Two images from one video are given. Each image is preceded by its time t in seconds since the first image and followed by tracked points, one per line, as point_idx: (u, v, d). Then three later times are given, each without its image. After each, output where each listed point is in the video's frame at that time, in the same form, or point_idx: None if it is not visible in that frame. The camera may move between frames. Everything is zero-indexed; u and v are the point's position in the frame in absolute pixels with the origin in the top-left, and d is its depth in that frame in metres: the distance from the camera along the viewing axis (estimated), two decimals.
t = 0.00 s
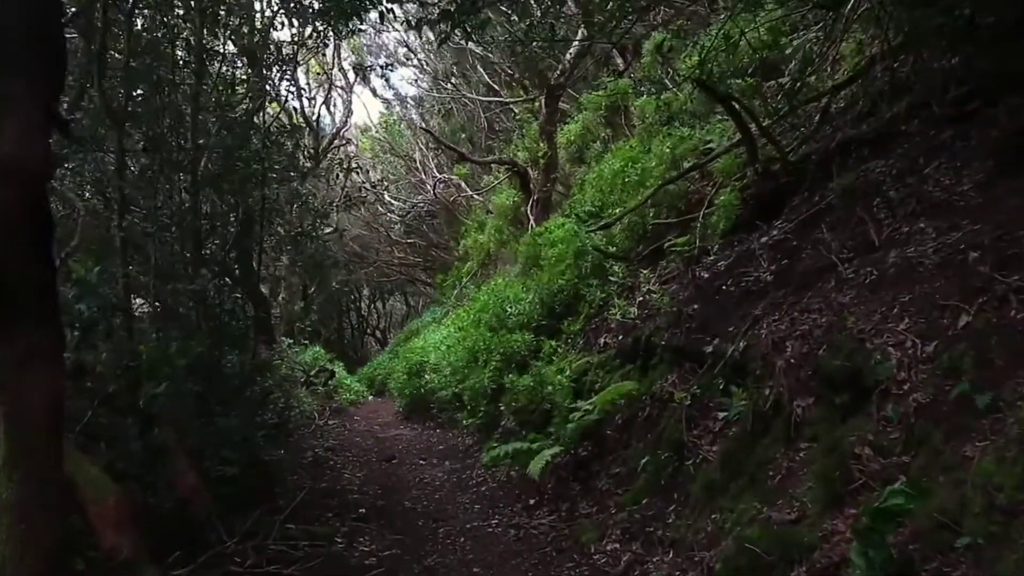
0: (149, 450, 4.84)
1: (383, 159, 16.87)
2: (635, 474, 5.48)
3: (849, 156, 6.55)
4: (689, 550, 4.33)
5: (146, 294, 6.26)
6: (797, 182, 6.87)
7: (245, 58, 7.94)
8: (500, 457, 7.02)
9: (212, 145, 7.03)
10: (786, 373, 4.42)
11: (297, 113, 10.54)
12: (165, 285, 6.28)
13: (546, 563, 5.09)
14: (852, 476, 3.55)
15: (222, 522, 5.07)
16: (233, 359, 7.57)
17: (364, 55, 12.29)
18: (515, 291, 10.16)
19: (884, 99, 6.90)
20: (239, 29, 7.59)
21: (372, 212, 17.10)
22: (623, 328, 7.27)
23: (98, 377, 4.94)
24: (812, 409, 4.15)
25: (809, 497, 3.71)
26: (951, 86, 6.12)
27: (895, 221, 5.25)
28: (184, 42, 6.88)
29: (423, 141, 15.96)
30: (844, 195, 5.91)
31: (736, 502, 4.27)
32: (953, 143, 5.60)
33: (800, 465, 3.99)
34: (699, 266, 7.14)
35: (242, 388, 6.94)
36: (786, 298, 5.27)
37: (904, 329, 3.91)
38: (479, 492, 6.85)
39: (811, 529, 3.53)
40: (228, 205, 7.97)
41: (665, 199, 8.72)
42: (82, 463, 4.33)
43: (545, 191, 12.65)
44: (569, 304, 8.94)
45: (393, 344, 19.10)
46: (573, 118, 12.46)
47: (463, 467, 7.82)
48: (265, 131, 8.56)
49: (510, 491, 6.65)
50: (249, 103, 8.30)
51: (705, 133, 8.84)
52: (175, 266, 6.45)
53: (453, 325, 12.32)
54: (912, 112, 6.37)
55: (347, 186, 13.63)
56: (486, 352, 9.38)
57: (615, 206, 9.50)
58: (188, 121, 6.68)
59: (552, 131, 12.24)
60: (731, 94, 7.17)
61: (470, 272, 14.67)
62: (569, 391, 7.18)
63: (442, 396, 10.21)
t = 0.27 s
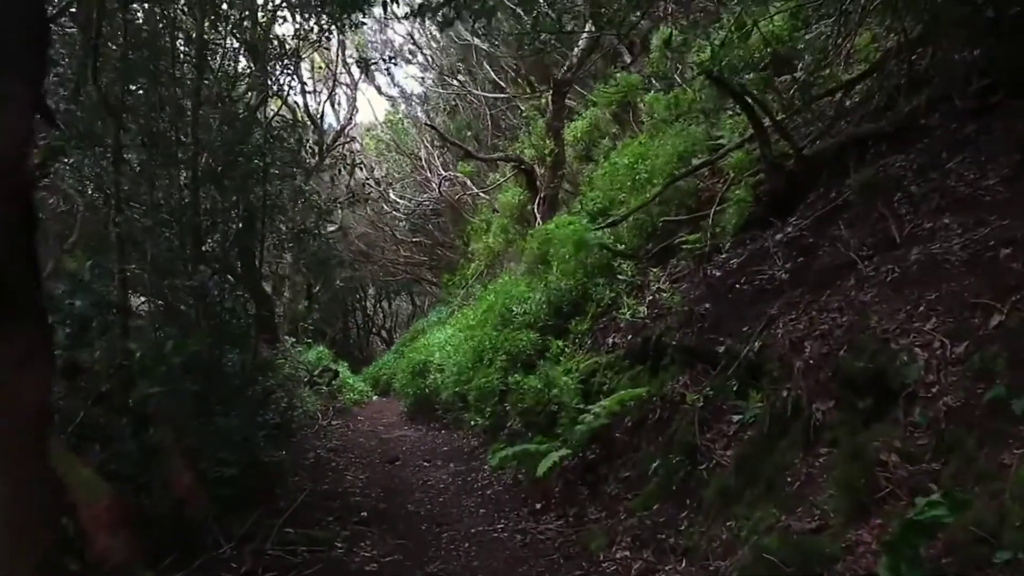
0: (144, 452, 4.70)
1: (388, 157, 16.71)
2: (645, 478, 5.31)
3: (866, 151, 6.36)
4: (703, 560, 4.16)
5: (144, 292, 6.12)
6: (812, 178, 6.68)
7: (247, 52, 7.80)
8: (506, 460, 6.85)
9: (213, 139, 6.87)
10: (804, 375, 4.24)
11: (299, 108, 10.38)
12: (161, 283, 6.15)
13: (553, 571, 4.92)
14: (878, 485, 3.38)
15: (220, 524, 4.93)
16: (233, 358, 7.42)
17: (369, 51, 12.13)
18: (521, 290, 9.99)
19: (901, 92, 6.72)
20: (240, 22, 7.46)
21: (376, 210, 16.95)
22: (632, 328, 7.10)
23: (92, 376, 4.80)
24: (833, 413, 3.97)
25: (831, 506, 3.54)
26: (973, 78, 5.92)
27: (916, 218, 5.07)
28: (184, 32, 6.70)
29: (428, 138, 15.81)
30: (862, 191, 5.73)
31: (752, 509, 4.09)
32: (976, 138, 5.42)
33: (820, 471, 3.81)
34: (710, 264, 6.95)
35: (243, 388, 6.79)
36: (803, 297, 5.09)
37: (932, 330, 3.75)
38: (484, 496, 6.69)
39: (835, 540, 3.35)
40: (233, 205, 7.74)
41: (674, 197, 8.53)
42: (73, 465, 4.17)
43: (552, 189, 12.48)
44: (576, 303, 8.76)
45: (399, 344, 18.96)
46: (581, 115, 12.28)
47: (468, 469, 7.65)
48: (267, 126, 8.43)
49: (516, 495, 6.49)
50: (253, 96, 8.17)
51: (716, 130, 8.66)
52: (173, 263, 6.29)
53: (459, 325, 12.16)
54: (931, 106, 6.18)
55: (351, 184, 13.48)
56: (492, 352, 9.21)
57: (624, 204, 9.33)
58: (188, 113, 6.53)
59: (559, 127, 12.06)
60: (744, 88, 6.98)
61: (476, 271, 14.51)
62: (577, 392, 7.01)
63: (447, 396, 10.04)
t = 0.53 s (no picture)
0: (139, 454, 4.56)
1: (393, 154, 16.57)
2: (656, 483, 5.15)
3: (884, 146, 6.18)
4: (717, 569, 3.99)
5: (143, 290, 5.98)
6: (827, 174, 6.49)
7: (249, 45, 7.66)
8: (512, 462, 6.69)
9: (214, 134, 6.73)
10: (824, 376, 4.07)
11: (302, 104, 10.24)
12: (159, 279, 6.02)
13: None
14: (906, 493, 3.20)
15: (216, 530, 4.76)
16: (234, 358, 7.28)
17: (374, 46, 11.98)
18: (527, 289, 9.83)
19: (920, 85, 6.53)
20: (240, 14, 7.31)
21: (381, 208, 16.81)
22: (641, 327, 6.93)
23: (86, 376, 4.65)
24: (854, 416, 3.80)
25: (855, 515, 3.37)
26: (996, 70, 5.74)
27: (939, 212, 4.88)
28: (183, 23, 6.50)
29: (434, 136, 15.66)
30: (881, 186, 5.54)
31: (769, 517, 3.93)
32: (1000, 130, 5.23)
33: (842, 478, 3.64)
34: (721, 262, 6.78)
35: (243, 388, 6.65)
36: (820, 296, 4.91)
37: (962, 330, 3.60)
38: (490, 499, 6.54)
39: (860, 550, 3.17)
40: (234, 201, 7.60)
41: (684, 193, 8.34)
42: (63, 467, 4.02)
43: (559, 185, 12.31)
44: (583, 302, 8.59)
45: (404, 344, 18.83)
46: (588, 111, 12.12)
47: (473, 472, 7.50)
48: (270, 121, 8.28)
49: (522, 499, 6.33)
50: (256, 90, 8.05)
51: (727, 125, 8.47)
52: (170, 259, 6.15)
53: (464, 324, 12.01)
54: (952, 99, 5.99)
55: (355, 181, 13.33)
56: (498, 352, 9.05)
57: (633, 200, 9.16)
58: (189, 107, 6.38)
59: (566, 124, 11.89)
60: (757, 82, 6.80)
61: (481, 270, 14.36)
62: (585, 394, 6.84)
63: (451, 397, 9.89)
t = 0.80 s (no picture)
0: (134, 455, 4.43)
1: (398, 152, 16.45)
2: (665, 488, 5.01)
3: (899, 142, 6.02)
4: None
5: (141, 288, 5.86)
6: (840, 171, 6.33)
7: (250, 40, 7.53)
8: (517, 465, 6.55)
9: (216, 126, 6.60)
10: (842, 379, 3.92)
11: (305, 101, 10.12)
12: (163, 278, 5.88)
13: None
14: (931, 503, 3.05)
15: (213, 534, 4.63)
16: (235, 358, 7.16)
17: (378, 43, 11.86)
18: (532, 288, 9.69)
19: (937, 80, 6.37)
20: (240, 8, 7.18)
21: (385, 207, 16.69)
22: (650, 327, 6.79)
23: (81, 375, 4.53)
24: (874, 421, 3.65)
25: (878, 524, 3.22)
26: (1016, 63, 5.59)
27: (959, 209, 4.72)
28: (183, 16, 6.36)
29: (438, 134, 15.53)
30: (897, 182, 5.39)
31: (784, 524, 3.78)
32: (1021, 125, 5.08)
33: (862, 485, 3.50)
34: (732, 261, 6.62)
35: (244, 389, 6.53)
36: (836, 295, 4.77)
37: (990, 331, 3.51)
38: (494, 503, 6.40)
39: (883, 561, 3.03)
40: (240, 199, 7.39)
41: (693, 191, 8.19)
42: (55, 469, 3.91)
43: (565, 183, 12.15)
44: (590, 302, 8.45)
45: (408, 344, 18.71)
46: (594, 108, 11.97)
47: (478, 475, 7.37)
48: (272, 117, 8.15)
49: (528, 503, 6.19)
50: (258, 85, 7.94)
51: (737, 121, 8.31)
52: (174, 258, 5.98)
53: (468, 324, 11.87)
54: (970, 93, 5.84)
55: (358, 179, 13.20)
56: (502, 352, 8.91)
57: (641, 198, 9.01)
58: (190, 100, 6.26)
59: (573, 121, 11.75)
60: (770, 76, 6.65)
61: (485, 269, 14.23)
62: (591, 395, 6.70)
63: (455, 397, 9.76)
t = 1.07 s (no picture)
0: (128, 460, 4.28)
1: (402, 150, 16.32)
2: (676, 494, 4.84)
3: (917, 137, 5.84)
4: None
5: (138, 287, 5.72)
6: (855, 167, 6.16)
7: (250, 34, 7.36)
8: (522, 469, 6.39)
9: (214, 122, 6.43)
10: (864, 383, 3.76)
11: (308, 97, 9.97)
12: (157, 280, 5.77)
13: None
14: (964, 515, 2.89)
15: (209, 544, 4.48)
16: (235, 358, 7.02)
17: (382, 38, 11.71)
18: (539, 287, 9.52)
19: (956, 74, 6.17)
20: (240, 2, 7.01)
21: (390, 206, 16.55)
22: (659, 328, 6.61)
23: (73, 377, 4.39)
24: (899, 426, 3.49)
25: (906, 538, 3.05)
26: None
27: (984, 206, 4.54)
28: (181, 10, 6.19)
29: (444, 132, 15.37)
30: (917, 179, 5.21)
31: (802, 535, 3.61)
32: None
33: (886, 495, 3.33)
34: (743, 260, 6.45)
35: (244, 390, 6.38)
36: (855, 295, 4.59)
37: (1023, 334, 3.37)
38: (500, 508, 6.24)
39: None
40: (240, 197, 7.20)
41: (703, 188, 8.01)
42: (44, 474, 3.69)
43: (572, 181, 11.99)
44: (597, 301, 8.28)
45: (413, 344, 18.57)
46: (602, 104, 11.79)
47: (483, 479, 7.21)
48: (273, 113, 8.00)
49: (534, 508, 6.03)
50: (259, 81, 7.79)
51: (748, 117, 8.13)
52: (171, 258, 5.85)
53: (474, 324, 11.71)
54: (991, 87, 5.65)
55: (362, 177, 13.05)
56: (509, 353, 8.75)
57: (650, 195, 8.84)
58: (190, 96, 6.09)
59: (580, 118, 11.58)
60: (785, 68, 6.46)
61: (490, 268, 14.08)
62: (599, 397, 6.53)
63: (460, 398, 9.61)
